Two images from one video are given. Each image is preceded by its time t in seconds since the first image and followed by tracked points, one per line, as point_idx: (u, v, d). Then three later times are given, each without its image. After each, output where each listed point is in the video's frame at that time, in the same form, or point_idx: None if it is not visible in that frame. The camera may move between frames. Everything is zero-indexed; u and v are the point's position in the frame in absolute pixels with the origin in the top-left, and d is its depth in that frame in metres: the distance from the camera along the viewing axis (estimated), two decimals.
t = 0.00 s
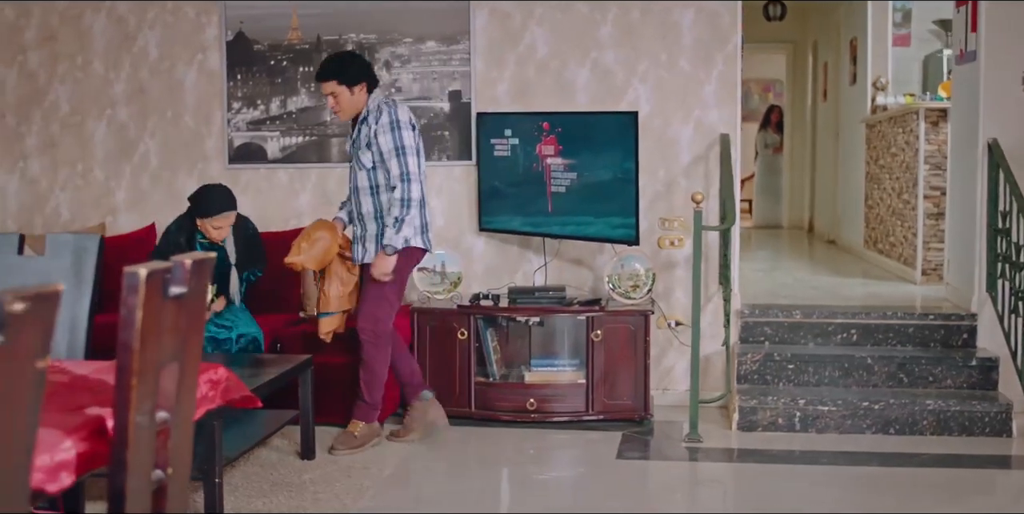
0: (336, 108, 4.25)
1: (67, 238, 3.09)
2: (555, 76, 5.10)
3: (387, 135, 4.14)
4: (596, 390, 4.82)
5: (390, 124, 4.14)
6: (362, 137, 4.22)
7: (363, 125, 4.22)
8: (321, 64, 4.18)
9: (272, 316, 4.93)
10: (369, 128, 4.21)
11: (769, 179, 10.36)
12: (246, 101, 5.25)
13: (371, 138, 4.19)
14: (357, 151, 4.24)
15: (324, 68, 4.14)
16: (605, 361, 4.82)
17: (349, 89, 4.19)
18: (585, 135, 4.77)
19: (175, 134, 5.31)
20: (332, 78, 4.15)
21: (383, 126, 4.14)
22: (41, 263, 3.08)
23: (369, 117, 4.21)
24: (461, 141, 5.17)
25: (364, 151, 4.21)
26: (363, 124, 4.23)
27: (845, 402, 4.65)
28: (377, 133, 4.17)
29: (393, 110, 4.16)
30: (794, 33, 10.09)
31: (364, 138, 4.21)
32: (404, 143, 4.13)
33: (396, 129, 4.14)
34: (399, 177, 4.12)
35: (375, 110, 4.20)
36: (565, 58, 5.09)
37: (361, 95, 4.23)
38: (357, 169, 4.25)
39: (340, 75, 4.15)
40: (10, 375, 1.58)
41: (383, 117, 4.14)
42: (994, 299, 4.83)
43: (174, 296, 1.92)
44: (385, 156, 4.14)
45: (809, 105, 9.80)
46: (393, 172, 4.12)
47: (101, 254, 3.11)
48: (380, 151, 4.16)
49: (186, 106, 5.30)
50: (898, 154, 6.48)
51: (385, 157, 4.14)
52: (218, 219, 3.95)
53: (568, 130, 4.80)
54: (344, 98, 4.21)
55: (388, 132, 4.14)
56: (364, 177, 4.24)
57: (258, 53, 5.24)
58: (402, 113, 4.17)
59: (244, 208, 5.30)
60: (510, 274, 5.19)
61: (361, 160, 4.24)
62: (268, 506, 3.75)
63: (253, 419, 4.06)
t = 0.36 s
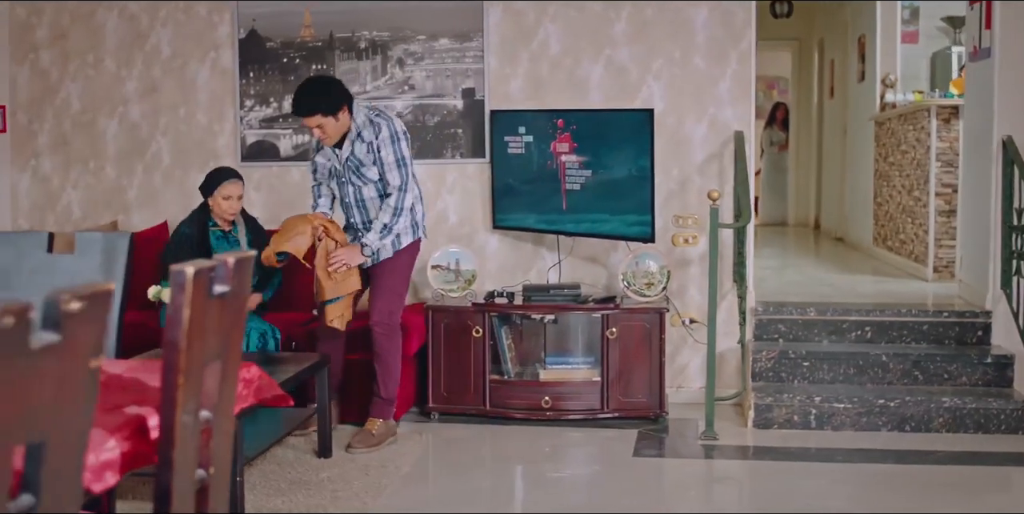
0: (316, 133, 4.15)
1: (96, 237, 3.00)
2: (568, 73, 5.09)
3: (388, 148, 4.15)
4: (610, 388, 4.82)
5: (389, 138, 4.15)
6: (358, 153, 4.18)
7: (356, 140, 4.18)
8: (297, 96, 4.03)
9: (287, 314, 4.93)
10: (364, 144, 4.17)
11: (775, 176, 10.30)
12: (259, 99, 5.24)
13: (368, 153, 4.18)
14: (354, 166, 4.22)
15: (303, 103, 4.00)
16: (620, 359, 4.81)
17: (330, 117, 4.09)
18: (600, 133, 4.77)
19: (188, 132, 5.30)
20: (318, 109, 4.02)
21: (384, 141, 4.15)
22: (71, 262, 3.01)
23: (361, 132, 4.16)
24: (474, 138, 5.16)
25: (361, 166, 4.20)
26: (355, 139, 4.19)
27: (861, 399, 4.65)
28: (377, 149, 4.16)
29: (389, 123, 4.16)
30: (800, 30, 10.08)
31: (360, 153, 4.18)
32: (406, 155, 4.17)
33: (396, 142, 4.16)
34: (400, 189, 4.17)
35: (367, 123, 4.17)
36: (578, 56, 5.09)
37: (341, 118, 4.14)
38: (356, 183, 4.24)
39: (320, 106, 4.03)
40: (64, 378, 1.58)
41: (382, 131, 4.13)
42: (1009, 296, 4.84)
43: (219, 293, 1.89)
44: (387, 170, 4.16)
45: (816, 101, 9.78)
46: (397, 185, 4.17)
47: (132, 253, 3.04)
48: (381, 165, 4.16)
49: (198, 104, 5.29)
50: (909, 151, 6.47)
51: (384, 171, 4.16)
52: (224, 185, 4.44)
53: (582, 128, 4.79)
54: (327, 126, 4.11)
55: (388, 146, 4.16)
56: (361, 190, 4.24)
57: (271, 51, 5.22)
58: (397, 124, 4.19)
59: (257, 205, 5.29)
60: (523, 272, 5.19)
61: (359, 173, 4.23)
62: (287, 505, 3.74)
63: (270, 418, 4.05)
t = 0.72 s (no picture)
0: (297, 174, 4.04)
1: (124, 233, 2.88)
2: (582, 70, 5.09)
3: (369, 167, 4.11)
4: (625, 386, 4.82)
5: (368, 154, 4.12)
6: (345, 181, 4.13)
7: (338, 169, 4.13)
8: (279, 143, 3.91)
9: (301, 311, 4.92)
10: (347, 170, 4.12)
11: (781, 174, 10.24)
12: (271, 96, 5.23)
13: (354, 176, 4.13)
14: (343, 194, 4.16)
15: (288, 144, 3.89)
16: (635, 357, 4.81)
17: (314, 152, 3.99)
18: (615, 131, 4.76)
19: (200, 130, 5.29)
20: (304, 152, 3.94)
21: (364, 161, 4.11)
22: (101, 259, 2.91)
23: (341, 160, 4.11)
24: (488, 135, 5.15)
25: (352, 190, 4.15)
26: (338, 169, 4.13)
27: (876, 396, 4.64)
28: (360, 171, 4.12)
29: (365, 141, 4.12)
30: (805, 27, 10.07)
31: (347, 179, 4.13)
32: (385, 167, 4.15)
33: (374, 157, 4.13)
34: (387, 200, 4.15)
35: (342, 148, 4.12)
36: (592, 52, 5.08)
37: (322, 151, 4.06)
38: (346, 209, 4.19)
39: (304, 141, 3.95)
40: (114, 375, 1.71)
41: (362, 151, 4.09)
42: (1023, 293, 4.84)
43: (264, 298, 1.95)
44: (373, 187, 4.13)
45: (821, 98, 9.77)
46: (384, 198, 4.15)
47: (162, 249, 2.91)
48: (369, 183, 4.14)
49: (211, 101, 5.27)
50: (919, 148, 6.47)
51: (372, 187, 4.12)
52: (223, 175, 4.55)
53: (596, 125, 4.80)
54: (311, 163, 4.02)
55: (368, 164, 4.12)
56: (357, 212, 4.21)
57: (283, 48, 5.21)
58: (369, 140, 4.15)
59: (268, 203, 5.27)
60: (536, 270, 5.18)
61: (351, 198, 4.18)
62: (306, 503, 3.73)
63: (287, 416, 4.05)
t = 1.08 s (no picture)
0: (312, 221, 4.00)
1: (153, 230, 2.69)
2: (595, 68, 5.08)
3: (381, 215, 4.15)
4: (639, 383, 4.82)
5: (381, 202, 4.16)
6: (358, 226, 4.17)
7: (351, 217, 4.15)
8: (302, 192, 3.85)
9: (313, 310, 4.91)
10: (359, 216, 4.15)
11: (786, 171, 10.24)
12: (283, 93, 5.22)
13: (366, 223, 4.18)
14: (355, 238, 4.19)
15: (311, 194, 3.84)
16: (649, 354, 4.81)
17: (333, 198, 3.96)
18: (629, 128, 4.76)
19: (211, 127, 5.27)
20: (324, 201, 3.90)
21: (377, 209, 4.14)
22: (129, 258, 2.71)
23: (355, 207, 4.14)
24: (500, 133, 5.14)
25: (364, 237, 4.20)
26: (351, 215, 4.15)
27: (891, 394, 4.63)
28: (372, 218, 4.16)
29: (378, 189, 4.15)
30: (810, 24, 10.06)
31: (359, 225, 4.18)
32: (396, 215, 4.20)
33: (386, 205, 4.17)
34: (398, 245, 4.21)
35: (355, 196, 4.13)
36: (604, 49, 5.07)
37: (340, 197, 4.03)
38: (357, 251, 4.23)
39: (323, 191, 3.89)
40: (171, 377, 1.56)
41: (375, 201, 4.12)
42: None
43: (304, 293, 1.88)
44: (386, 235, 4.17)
45: (826, 95, 9.77)
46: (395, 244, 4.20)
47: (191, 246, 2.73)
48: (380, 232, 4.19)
49: (222, 98, 5.26)
50: (928, 145, 6.45)
51: (380, 235, 4.16)
52: (232, 170, 4.51)
53: (610, 122, 4.79)
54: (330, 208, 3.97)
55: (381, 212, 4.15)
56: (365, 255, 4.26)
57: (295, 46, 5.20)
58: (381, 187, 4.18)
59: (280, 201, 5.26)
60: (549, 268, 5.17)
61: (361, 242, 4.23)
62: (324, 501, 3.72)
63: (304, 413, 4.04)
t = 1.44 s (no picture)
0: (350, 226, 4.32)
1: (178, 227, 2.53)
2: (605, 64, 5.07)
3: (415, 235, 4.42)
4: (651, 381, 4.81)
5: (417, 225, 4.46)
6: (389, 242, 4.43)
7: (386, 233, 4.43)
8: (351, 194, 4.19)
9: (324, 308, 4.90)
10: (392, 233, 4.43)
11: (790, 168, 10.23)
12: (292, 90, 5.21)
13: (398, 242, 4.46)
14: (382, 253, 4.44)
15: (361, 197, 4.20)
16: (660, 351, 4.81)
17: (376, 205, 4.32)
18: (640, 125, 4.76)
19: (220, 124, 5.26)
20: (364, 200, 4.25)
21: (412, 228, 4.42)
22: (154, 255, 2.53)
23: (390, 223, 4.43)
24: (511, 130, 5.14)
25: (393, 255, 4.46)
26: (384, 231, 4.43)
27: (903, 391, 4.63)
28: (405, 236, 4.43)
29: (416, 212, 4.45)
30: (813, 21, 10.05)
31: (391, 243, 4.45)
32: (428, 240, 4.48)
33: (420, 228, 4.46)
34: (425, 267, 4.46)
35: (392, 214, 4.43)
36: (615, 46, 5.06)
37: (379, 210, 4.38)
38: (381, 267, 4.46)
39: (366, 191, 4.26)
40: (224, 375, 1.55)
41: (412, 219, 4.41)
42: None
43: (343, 290, 1.88)
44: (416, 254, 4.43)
45: (830, 92, 9.76)
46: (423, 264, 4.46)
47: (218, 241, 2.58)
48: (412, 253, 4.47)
49: (232, 96, 5.25)
50: (936, 142, 6.43)
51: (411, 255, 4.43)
52: (246, 167, 4.52)
53: (622, 119, 4.79)
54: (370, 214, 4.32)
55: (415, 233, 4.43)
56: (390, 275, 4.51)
57: (305, 42, 5.19)
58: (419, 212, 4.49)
59: (290, 198, 5.26)
60: (560, 265, 5.17)
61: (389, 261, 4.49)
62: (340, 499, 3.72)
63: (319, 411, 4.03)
